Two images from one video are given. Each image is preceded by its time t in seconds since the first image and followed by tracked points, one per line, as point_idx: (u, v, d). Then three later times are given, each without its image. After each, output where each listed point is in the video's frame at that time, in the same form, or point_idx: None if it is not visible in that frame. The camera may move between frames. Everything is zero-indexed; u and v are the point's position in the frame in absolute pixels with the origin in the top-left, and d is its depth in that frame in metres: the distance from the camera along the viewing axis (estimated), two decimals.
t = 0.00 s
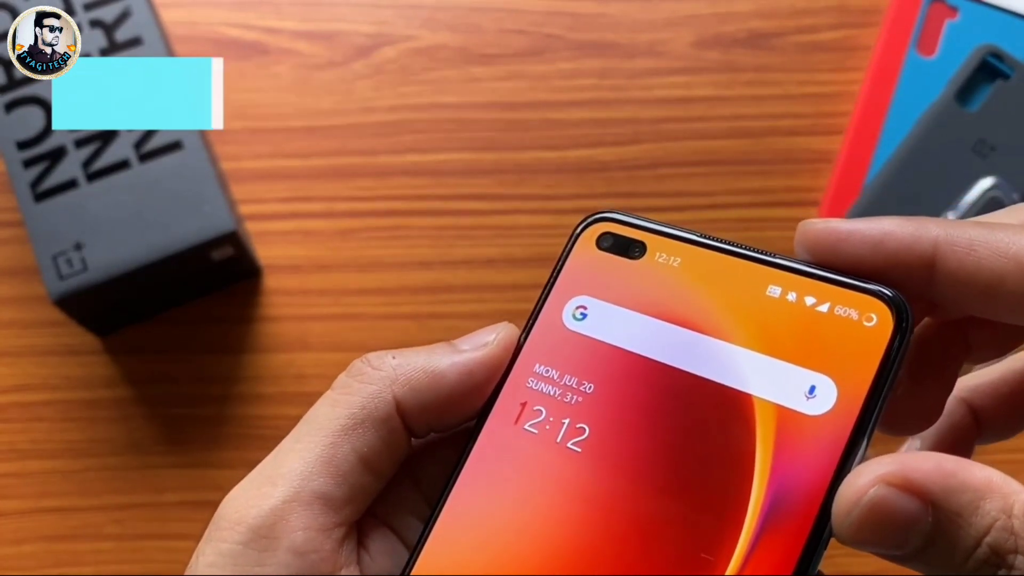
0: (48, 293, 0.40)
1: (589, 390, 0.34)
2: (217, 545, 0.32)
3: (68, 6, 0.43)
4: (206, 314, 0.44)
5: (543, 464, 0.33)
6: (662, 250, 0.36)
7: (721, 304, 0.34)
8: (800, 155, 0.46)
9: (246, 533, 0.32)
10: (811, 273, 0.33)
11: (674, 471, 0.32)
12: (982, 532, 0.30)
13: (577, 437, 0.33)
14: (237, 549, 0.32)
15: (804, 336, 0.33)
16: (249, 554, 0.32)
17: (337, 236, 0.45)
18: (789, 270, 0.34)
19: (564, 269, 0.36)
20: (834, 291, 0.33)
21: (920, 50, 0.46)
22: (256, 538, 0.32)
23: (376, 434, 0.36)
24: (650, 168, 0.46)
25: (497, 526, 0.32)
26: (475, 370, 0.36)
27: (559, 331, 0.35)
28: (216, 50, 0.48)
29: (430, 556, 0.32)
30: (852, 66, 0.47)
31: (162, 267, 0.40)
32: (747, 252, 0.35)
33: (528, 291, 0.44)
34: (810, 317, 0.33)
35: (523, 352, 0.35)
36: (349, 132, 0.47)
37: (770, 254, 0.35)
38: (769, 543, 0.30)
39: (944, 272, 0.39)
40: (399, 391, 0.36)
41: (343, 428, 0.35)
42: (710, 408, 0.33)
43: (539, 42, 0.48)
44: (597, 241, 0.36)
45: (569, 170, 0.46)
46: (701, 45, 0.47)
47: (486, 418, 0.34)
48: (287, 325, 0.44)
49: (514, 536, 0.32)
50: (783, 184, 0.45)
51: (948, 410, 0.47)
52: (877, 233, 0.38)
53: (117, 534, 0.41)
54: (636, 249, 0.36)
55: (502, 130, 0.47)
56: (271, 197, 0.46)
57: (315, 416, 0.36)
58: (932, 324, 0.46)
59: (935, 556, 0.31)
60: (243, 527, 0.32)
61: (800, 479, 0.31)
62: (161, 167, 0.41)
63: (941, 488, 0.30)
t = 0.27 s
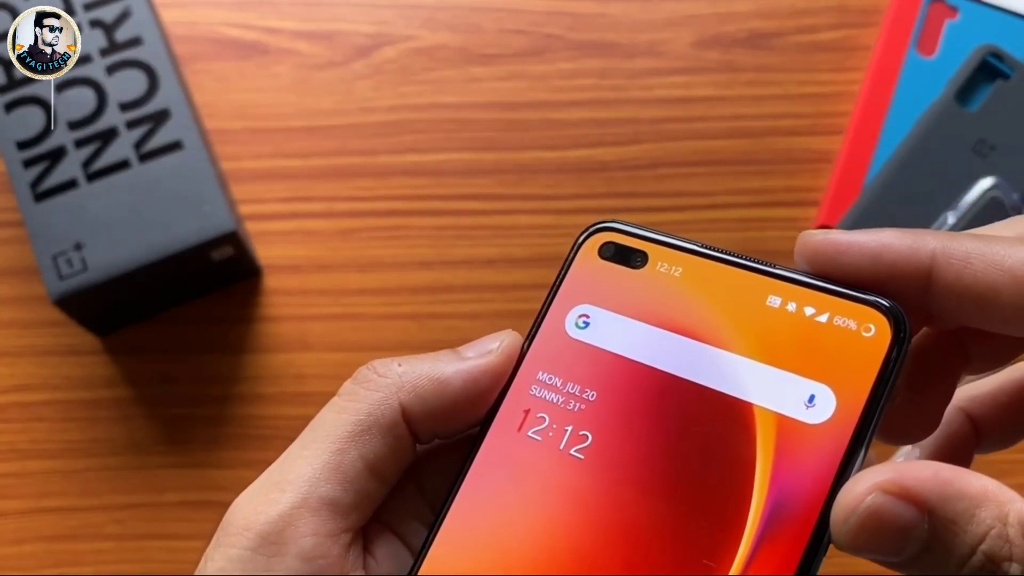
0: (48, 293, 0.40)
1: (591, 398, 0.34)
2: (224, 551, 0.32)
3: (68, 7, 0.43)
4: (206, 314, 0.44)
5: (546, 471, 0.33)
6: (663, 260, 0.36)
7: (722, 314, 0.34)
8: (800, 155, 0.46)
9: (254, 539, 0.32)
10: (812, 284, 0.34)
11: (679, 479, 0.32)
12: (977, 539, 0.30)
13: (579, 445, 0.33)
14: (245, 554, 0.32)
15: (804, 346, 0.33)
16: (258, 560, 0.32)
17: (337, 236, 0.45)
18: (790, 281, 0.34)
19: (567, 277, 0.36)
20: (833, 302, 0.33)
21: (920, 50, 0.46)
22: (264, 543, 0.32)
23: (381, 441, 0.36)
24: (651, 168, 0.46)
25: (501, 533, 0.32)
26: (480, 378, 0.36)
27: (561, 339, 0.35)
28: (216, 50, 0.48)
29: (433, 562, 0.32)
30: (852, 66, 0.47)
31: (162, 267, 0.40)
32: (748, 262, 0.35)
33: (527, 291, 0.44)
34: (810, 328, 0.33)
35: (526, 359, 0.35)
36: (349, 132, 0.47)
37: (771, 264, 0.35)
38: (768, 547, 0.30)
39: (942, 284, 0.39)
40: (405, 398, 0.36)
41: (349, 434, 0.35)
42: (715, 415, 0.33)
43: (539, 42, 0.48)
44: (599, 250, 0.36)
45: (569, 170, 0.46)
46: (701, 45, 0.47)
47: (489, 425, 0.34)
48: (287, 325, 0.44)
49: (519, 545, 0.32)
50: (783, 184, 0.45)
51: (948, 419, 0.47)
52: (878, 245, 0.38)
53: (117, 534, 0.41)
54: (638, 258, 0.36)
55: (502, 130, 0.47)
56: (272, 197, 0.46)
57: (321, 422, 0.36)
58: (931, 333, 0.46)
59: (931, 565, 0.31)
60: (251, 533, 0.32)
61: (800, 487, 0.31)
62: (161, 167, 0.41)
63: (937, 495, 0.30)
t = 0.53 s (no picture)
0: (48, 293, 0.40)
1: (603, 409, 0.34)
2: (233, 561, 0.33)
3: (68, 7, 0.43)
4: (206, 314, 0.44)
5: (558, 483, 0.33)
6: (675, 271, 0.36)
7: (735, 326, 0.34)
8: (800, 155, 0.46)
9: (262, 550, 0.32)
10: (826, 297, 0.33)
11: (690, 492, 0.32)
12: (994, 556, 0.30)
13: (591, 456, 0.33)
14: (254, 565, 0.32)
15: (819, 359, 0.33)
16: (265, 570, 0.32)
17: (337, 236, 0.45)
18: (804, 294, 0.34)
19: (577, 287, 0.36)
20: (847, 315, 0.33)
21: (920, 50, 0.46)
22: (273, 554, 0.32)
23: (391, 452, 0.36)
24: (651, 168, 0.46)
25: (512, 546, 0.32)
26: (490, 389, 0.36)
27: (572, 349, 0.35)
28: (216, 50, 0.48)
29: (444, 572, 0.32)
30: (852, 66, 0.47)
31: (162, 267, 0.40)
32: (762, 275, 0.35)
33: (528, 291, 0.44)
34: (825, 341, 0.33)
35: (537, 370, 0.35)
36: (350, 133, 0.47)
37: (786, 277, 0.35)
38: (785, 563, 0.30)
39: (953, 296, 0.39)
40: (416, 408, 0.36)
41: (360, 445, 0.35)
42: (727, 427, 0.33)
43: (539, 42, 0.48)
44: (610, 260, 0.36)
45: (569, 170, 0.46)
46: (701, 45, 0.47)
47: (501, 436, 0.34)
48: (287, 325, 0.44)
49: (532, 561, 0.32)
50: (783, 184, 0.45)
51: (959, 435, 0.47)
52: (889, 258, 0.38)
53: (118, 534, 0.41)
54: (650, 270, 0.36)
55: (502, 130, 0.47)
56: (272, 197, 0.46)
57: (332, 432, 0.36)
58: (944, 348, 0.46)
59: None
60: (259, 544, 0.33)
61: (814, 501, 0.31)
62: (161, 167, 0.41)
63: (954, 512, 0.30)
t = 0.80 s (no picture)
0: (49, 292, 0.40)
1: (577, 416, 0.34)
2: (212, 569, 0.32)
3: (68, 7, 0.43)
4: (207, 314, 0.44)
5: (533, 489, 0.33)
6: (647, 283, 0.36)
7: (704, 334, 0.34)
8: (799, 155, 0.46)
9: (242, 558, 0.32)
10: (790, 302, 0.34)
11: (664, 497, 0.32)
12: (959, 548, 0.30)
13: (565, 461, 0.33)
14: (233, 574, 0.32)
15: (786, 364, 0.33)
16: None
17: (337, 236, 0.45)
18: (769, 300, 0.34)
19: (552, 302, 0.36)
20: (812, 318, 0.33)
21: (920, 50, 0.46)
22: (252, 562, 0.32)
23: (375, 468, 0.36)
24: (651, 168, 0.46)
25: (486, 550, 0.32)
26: (470, 400, 0.36)
27: (546, 360, 0.35)
28: (216, 50, 0.48)
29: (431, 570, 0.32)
30: (852, 66, 0.47)
31: (162, 267, 0.40)
32: (727, 283, 0.35)
33: (527, 291, 0.44)
34: (791, 346, 0.33)
35: (512, 383, 0.35)
36: (350, 132, 0.47)
37: (752, 284, 0.35)
38: (748, 561, 0.30)
39: (919, 301, 0.39)
40: (398, 423, 0.36)
41: (342, 460, 0.35)
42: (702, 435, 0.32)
43: (539, 42, 0.48)
44: (586, 274, 0.36)
45: (569, 170, 0.46)
46: (701, 45, 0.47)
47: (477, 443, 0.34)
48: (288, 325, 0.44)
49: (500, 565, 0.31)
50: (782, 184, 0.45)
51: (925, 433, 0.47)
52: (855, 263, 0.38)
53: (116, 534, 0.41)
54: (622, 281, 0.36)
55: (502, 130, 0.47)
56: (272, 197, 0.46)
57: (314, 448, 0.36)
58: (908, 350, 0.45)
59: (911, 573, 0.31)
60: (239, 552, 0.32)
61: (784, 505, 0.30)
62: (161, 167, 0.41)
63: (919, 505, 0.30)
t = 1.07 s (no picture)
0: (48, 292, 0.40)
1: (572, 408, 0.34)
2: (207, 560, 0.32)
3: (68, 7, 0.43)
4: (207, 314, 0.44)
5: (528, 481, 0.33)
6: (644, 274, 0.36)
7: (699, 326, 0.34)
8: (799, 155, 0.46)
9: (235, 549, 0.32)
10: (786, 294, 0.34)
11: (657, 489, 0.32)
12: (951, 542, 0.29)
13: (560, 454, 0.33)
14: (226, 565, 0.32)
15: (782, 356, 0.33)
16: (237, 570, 0.32)
17: (336, 236, 0.45)
18: (765, 291, 0.34)
19: (551, 293, 0.36)
20: (807, 310, 0.33)
21: (920, 50, 0.46)
22: (245, 553, 0.32)
23: (369, 459, 0.36)
24: (651, 168, 0.46)
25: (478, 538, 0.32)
26: (464, 392, 0.36)
27: (543, 350, 0.35)
28: (216, 50, 0.48)
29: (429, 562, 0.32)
30: (852, 66, 0.47)
31: (162, 267, 0.40)
32: (724, 275, 0.35)
33: (527, 291, 0.44)
34: (786, 337, 0.33)
35: (509, 374, 0.35)
36: (350, 132, 0.47)
37: (749, 276, 0.35)
38: (742, 553, 0.30)
39: (918, 292, 0.39)
40: (391, 415, 0.36)
41: (335, 452, 0.35)
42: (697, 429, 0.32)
43: (539, 42, 0.48)
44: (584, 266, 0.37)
45: (569, 170, 0.46)
46: (701, 45, 0.47)
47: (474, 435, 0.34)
48: (288, 325, 0.44)
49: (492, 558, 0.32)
50: (782, 185, 0.45)
51: (920, 427, 0.47)
52: (852, 254, 0.38)
53: (116, 534, 0.41)
54: (620, 272, 0.36)
55: (502, 130, 0.47)
56: (271, 197, 0.46)
57: (309, 441, 0.36)
58: (905, 342, 0.45)
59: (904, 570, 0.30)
60: (232, 543, 0.33)
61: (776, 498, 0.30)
62: (161, 167, 0.41)
63: (911, 499, 0.30)
